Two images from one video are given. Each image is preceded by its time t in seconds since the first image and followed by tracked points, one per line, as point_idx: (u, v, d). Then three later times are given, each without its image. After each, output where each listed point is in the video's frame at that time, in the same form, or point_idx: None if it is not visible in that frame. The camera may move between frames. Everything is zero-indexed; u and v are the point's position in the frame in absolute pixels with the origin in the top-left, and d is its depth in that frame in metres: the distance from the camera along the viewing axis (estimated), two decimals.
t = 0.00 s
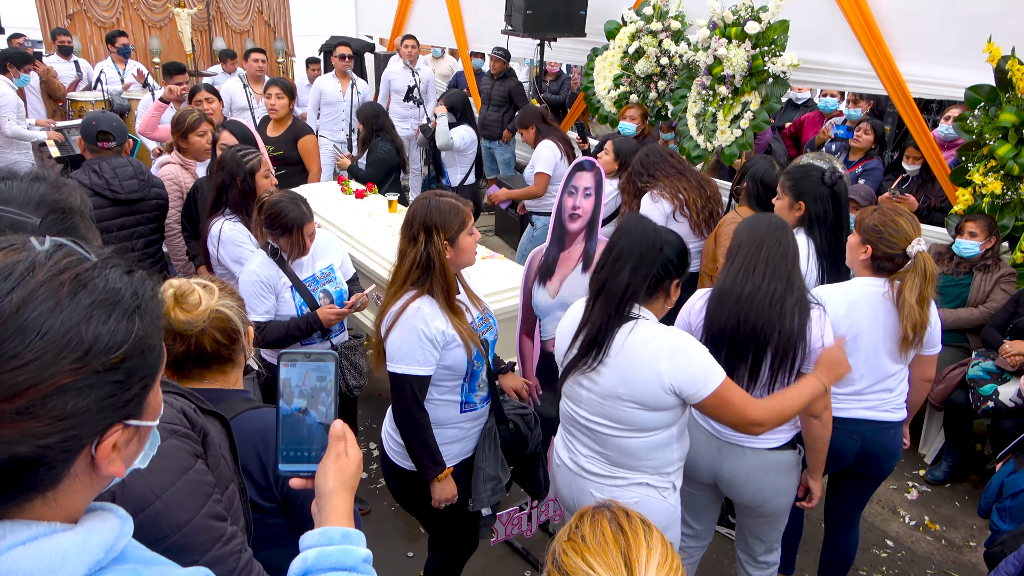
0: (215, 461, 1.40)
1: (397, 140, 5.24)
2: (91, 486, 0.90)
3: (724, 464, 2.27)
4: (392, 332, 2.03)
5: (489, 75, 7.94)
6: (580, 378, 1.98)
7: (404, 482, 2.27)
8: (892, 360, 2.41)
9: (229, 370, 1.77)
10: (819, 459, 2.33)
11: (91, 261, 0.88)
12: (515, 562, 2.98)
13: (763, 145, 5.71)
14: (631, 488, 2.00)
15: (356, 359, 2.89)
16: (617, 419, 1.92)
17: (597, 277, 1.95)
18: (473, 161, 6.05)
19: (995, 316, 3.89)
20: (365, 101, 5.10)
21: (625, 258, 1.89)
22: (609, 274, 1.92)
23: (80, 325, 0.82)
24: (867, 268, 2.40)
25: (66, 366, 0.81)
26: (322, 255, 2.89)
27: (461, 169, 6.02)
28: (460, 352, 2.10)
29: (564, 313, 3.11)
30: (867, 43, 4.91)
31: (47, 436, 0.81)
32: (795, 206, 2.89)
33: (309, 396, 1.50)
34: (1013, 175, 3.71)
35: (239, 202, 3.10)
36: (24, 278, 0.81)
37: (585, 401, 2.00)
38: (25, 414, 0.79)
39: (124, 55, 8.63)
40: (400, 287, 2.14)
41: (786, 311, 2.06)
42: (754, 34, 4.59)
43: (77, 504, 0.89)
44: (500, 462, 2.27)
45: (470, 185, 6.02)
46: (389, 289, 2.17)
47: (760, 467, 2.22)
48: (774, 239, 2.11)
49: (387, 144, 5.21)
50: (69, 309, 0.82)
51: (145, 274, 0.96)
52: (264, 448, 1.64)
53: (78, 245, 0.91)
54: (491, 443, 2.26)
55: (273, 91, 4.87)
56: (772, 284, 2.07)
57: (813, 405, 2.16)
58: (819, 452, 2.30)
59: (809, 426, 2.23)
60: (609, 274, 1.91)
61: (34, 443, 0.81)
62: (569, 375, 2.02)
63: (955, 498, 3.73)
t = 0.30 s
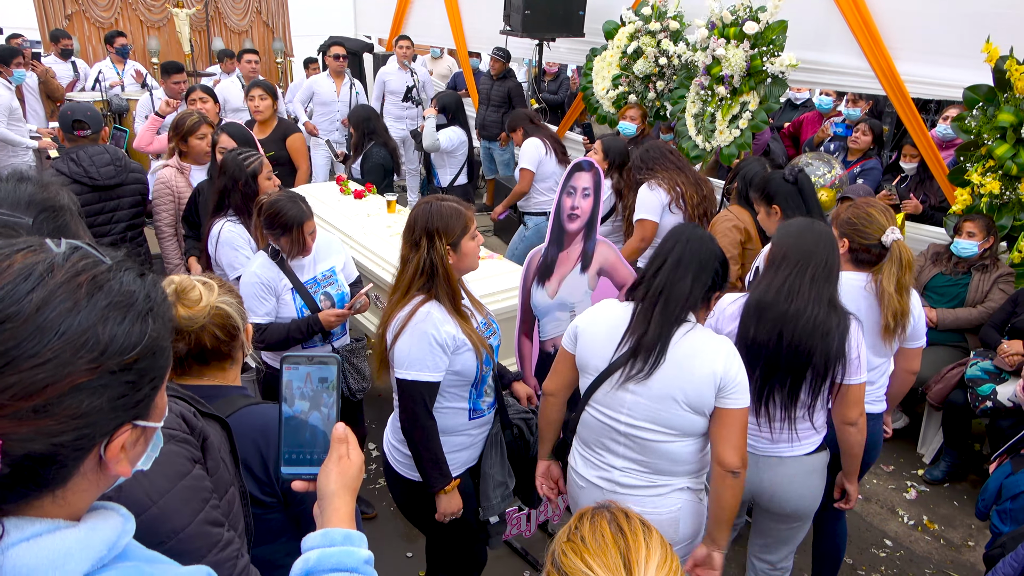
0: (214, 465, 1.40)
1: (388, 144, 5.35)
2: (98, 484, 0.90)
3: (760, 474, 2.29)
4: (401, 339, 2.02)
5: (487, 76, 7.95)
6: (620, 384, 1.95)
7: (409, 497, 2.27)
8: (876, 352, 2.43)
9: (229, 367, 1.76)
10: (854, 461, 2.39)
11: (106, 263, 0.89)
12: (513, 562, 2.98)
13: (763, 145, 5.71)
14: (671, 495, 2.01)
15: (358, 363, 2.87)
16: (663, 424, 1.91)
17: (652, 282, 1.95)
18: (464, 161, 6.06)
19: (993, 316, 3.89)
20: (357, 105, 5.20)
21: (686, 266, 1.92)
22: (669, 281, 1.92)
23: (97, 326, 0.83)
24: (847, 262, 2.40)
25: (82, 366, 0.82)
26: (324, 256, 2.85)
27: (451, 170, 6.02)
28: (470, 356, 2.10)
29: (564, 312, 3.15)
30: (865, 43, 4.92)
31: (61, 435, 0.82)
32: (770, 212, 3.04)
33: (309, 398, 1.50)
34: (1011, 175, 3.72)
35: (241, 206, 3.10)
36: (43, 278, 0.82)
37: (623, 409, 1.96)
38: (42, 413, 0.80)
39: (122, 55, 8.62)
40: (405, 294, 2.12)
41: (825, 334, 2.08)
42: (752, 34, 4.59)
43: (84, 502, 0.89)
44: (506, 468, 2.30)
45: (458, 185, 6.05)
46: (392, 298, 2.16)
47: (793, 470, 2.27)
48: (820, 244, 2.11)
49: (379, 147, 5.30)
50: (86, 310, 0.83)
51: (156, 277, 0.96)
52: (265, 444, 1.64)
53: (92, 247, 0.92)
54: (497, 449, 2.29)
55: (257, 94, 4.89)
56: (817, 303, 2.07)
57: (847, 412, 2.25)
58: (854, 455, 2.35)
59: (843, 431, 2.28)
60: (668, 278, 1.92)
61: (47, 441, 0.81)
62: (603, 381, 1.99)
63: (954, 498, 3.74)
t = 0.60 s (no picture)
0: (213, 464, 1.40)
1: (386, 144, 5.30)
2: (109, 479, 0.90)
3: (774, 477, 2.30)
4: (418, 363, 1.97)
5: (487, 77, 7.95)
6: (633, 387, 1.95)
7: (423, 530, 2.23)
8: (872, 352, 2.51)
9: (229, 368, 1.76)
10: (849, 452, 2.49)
11: (117, 261, 0.89)
12: (513, 561, 2.99)
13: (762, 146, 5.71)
14: (684, 494, 2.04)
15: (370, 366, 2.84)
16: (674, 425, 1.93)
17: (682, 291, 1.93)
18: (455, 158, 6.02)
19: (991, 316, 3.90)
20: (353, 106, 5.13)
21: (720, 277, 1.92)
22: (700, 291, 1.91)
23: (109, 324, 0.84)
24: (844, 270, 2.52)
25: (97, 363, 0.83)
26: (343, 255, 2.87)
27: (442, 167, 6.00)
28: (486, 374, 2.07)
29: (563, 312, 3.17)
30: (864, 44, 4.92)
31: (74, 430, 0.83)
32: (738, 213, 3.11)
33: (318, 396, 1.52)
34: (1010, 176, 3.74)
35: (251, 201, 3.05)
36: (56, 277, 0.83)
37: (635, 412, 1.96)
38: (57, 409, 0.81)
39: (121, 54, 8.63)
40: (410, 315, 2.06)
41: (853, 348, 2.10)
42: (752, 35, 4.60)
43: (96, 498, 0.90)
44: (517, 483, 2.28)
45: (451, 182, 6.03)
46: (396, 322, 2.10)
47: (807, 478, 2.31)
48: (847, 250, 2.12)
49: (375, 149, 5.28)
50: (99, 308, 0.84)
51: (166, 275, 0.98)
52: (264, 446, 1.63)
53: (104, 245, 0.93)
54: (507, 463, 2.28)
55: (249, 93, 4.92)
56: (847, 317, 2.09)
57: (860, 415, 2.31)
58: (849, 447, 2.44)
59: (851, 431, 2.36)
60: (700, 287, 1.91)
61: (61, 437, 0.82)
62: (614, 385, 1.98)
63: (952, 498, 3.74)
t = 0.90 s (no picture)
0: (217, 466, 1.39)
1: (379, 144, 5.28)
2: (121, 479, 0.91)
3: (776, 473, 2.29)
4: (436, 378, 1.95)
5: (487, 77, 7.96)
6: (619, 370, 1.98)
7: (429, 537, 2.24)
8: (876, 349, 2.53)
9: (229, 372, 1.75)
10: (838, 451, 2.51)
11: (134, 264, 0.90)
12: (512, 561, 3.00)
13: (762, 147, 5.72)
14: (665, 483, 2.07)
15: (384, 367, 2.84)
16: (661, 410, 1.95)
17: (674, 281, 1.94)
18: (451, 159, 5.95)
19: (990, 317, 3.91)
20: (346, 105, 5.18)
21: (709, 268, 1.93)
22: (689, 281, 1.92)
23: (126, 325, 0.85)
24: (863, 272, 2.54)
25: (115, 364, 0.84)
26: (361, 258, 2.85)
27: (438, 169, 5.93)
28: (501, 383, 2.07)
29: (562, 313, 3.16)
30: (864, 45, 4.94)
31: (91, 430, 0.83)
32: (710, 217, 3.25)
33: (323, 399, 1.51)
34: (1009, 177, 3.75)
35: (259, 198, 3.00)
36: (75, 279, 0.84)
37: (620, 394, 1.99)
38: (75, 409, 0.81)
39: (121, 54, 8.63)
40: (427, 327, 2.02)
41: (858, 365, 2.13)
42: (751, 36, 4.62)
43: (108, 497, 0.90)
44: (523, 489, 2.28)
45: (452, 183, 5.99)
46: (412, 332, 2.05)
47: (808, 480, 2.31)
48: (859, 258, 2.12)
49: (368, 147, 5.22)
50: (117, 309, 0.84)
51: (180, 277, 0.99)
52: (261, 450, 1.62)
53: (120, 248, 0.94)
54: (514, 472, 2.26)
55: (247, 94, 4.92)
56: (853, 336, 2.11)
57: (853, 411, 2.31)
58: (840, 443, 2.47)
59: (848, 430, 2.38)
60: (690, 278, 1.92)
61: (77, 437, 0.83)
62: (601, 368, 2.01)
63: (951, 498, 3.75)
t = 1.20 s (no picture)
0: (210, 477, 1.39)
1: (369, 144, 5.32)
2: (121, 487, 0.90)
3: (761, 467, 2.31)
4: (450, 391, 1.94)
5: (486, 78, 7.96)
6: (607, 358, 2.01)
7: (435, 541, 2.23)
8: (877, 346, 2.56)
9: (228, 378, 1.75)
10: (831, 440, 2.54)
11: (135, 271, 0.90)
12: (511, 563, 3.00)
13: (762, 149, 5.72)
14: (645, 481, 2.05)
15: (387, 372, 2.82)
16: (645, 399, 1.96)
17: (649, 268, 2.00)
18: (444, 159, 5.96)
19: (990, 319, 3.91)
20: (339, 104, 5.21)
21: (682, 256, 1.98)
22: (664, 268, 1.97)
23: (127, 334, 0.84)
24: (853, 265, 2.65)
25: (114, 373, 0.83)
26: (366, 261, 2.86)
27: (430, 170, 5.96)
28: (510, 394, 2.07)
29: (562, 313, 3.15)
30: (863, 46, 4.93)
31: (91, 439, 0.83)
32: (703, 217, 3.29)
33: (323, 404, 1.50)
34: (1008, 178, 3.75)
35: (258, 202, 3.00)
36: (76, 286, 0.83)
37: (607, 382, 2.02)
38: (74, 418, 0.81)
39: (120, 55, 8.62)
40: (444, 336, 2.01)
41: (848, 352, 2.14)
42: (751, 37, 4.61)
43: (107, 505, 0.89)
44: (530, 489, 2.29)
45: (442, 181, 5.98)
46: (428, 339, 2.04)
47: (789, 462, 2.32)
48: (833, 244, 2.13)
49: (359, 146, 5.27)
50: (118, 317, 0.84)
51: (179, 284, 0.98)
52: (259, 457, 1.62)
53: (121, 255, 0.93)
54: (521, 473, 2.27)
55: (247, 97, 4.92)
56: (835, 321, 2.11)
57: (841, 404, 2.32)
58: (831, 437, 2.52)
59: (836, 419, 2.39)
60: (663, 265, 1.98)
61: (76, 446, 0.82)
62: (592, 356, 2.06)
63: (951, 500, 3.75)
